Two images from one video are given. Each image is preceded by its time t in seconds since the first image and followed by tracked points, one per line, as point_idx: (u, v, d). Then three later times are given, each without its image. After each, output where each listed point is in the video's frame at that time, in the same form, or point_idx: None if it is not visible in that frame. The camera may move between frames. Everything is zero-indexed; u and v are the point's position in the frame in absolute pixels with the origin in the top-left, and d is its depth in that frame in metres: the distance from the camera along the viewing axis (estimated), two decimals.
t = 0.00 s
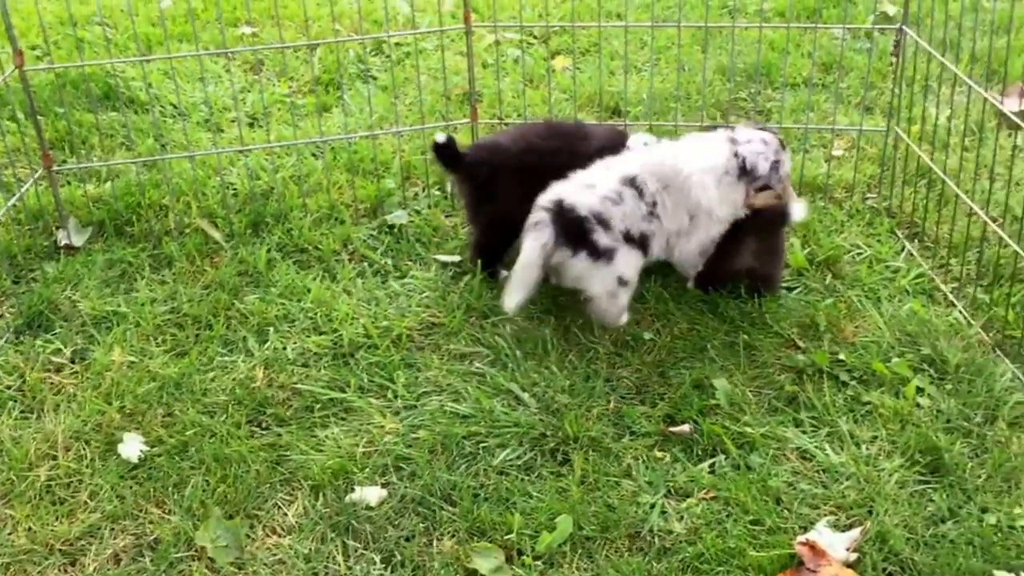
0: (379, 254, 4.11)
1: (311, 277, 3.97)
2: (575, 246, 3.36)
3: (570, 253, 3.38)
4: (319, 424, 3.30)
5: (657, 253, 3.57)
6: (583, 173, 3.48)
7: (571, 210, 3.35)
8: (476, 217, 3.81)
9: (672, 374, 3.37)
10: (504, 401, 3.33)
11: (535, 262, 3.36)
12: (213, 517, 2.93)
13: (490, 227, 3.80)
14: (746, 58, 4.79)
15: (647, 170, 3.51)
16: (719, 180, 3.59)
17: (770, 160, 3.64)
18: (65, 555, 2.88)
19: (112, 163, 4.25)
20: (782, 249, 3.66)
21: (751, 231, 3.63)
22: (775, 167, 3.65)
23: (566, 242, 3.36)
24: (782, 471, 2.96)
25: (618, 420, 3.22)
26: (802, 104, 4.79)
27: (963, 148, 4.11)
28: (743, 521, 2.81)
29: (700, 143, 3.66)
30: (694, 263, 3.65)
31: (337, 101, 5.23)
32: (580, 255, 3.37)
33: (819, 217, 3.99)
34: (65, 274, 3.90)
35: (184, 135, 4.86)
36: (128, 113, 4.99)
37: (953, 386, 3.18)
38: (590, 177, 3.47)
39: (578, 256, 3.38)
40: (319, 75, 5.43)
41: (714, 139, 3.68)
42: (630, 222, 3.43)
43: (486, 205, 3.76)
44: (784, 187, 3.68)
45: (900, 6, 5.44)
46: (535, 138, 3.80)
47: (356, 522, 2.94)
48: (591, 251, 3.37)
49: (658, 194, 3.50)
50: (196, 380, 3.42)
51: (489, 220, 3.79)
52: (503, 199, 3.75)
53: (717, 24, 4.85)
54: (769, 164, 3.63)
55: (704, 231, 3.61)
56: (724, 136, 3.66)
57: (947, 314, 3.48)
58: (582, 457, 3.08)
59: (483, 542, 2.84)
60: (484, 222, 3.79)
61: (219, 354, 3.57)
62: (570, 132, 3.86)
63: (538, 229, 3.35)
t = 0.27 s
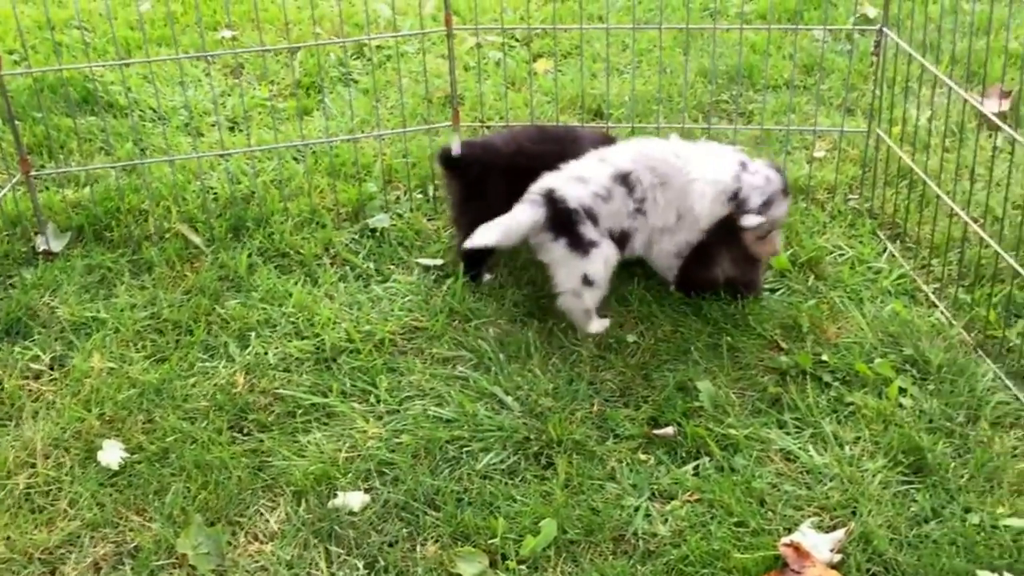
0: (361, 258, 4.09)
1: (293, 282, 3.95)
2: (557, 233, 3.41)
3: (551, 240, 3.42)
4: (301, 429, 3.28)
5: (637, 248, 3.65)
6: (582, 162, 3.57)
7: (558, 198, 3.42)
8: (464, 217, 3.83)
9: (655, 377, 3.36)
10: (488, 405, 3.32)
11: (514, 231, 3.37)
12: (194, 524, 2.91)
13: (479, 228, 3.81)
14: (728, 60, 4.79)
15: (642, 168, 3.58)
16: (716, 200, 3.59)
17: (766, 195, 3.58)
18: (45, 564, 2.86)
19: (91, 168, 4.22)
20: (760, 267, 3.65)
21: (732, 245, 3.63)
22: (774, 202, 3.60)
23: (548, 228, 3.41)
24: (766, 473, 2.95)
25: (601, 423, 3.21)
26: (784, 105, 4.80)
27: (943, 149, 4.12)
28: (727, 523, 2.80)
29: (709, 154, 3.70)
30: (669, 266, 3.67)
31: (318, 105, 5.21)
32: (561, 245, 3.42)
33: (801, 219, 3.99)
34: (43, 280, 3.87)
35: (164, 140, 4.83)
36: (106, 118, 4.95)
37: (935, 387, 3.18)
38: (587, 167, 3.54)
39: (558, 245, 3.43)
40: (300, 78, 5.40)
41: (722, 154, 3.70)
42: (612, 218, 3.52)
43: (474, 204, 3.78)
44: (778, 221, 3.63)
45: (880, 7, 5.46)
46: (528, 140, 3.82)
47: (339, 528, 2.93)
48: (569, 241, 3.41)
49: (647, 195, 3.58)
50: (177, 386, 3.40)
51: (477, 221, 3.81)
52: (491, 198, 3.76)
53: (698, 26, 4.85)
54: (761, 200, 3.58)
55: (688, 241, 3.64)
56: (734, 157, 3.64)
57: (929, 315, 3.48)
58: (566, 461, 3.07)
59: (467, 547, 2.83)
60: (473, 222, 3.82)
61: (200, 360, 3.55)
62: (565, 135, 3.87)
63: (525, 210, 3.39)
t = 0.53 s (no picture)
0: (343, 261, 4.07)
1: (275, 286, 3.93)
2: (510, 214, 3.59)
3: (507, 221, 3.61)
4: (284, 433, 3.28)
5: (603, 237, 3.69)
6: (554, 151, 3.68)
7: (516, 182, 3.59)
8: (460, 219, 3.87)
9: (639, 379, 3.36)
10: (472, 408, 3.32)
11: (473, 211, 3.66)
12: (176, 530, 2.90)
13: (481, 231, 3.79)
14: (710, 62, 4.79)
15: (604, 159, 3.61)
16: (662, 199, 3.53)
17: (703, 202, 3.45)
18: (24, 572, 2.85)
19: (70, 172, 4.19)
20: (716, 270, 3.60)
21: (686, 250, 3.60)
22: (716, 211, 3.46)
23: (504, 211, 3.60)
24: (750, 474, 2.93)
25: (585, 425, 3.20)
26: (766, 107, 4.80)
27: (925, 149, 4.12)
28: (711, 525, 2.79)
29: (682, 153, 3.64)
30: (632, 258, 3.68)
31: (300, 107, 5.19)
32: (512, 227, 3.61)
33: (784, 220, 3.99)
34: (22, 285, 3.83)
35: (144, 143, 4.80)
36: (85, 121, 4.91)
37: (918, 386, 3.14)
38: (555, 154, 3.65)
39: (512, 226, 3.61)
40: (282, 81, 5.38)
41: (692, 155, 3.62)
42: (568, 204, 3.60)
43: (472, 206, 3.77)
44: (723, 229, 3.50)
45: (861, 8, 5.47)
46: (518, 139, 3.81)
47: (322, 533, 2.93)
48: (521, 222, 3.59)
49: (605, 185, 3.60)
50: (158, 392, 3.39)
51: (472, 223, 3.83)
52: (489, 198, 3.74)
53: (680, 28, 4.85)
54: (698, 207, 3.45)
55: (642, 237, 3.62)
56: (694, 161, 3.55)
57: (912, 314, 3.46)
58: (550, 464, 3.06)
59: (451, 551, 2.82)
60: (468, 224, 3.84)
61: (181, 364, 3.53)
62: (558, 134, 3.86)
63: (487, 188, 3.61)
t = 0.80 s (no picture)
0: (327, 264, 4.05)
1: (259, 289, 3.91)
2: (495, 207, 3.66)
3: (492, 212, 3.67)
4: (267, 438, 3.27)
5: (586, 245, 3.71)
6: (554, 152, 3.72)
7: (506, 177, 3.66)
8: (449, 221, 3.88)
9: (624, 381, 3.35)
10: (456, 411, 3.31)
11: (461, 195, 3.70)
12: (158, 536, 2.89)
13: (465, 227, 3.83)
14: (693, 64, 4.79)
15: (596, 166, 3.63)
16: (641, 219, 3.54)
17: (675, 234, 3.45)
18: None
19: (50, 175, 4.16)
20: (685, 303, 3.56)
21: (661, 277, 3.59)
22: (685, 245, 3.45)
23: (490, 202, 3.67)
24: (735, 475, 2.92)
25: (570, 428, 3.19)
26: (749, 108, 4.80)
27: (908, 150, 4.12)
28: (697, 527, 2.78)
29: (675, 174, 3.61)
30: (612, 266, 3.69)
31: (283, 110, 5.16)
32: (494, 220, 3.67)
33: (768, 222, 3.99)
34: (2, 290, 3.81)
35: (125, 146, 4.77)
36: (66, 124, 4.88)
37: (901, 387, 3.13)
38: (552, 155, 3.69)
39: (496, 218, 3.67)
40: (264, 83, 5.36)
41: (683, 178, 3.59)
42: (553, 207, 3.64)
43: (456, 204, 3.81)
44: (689, 263, 3.48)
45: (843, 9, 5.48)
46: (508, 141, 3.84)
47: (306, 538, 2.91)
48: (504, 218, 3.65)
49: (591, 194, 3.62)
50: (139, 396, 3.37)
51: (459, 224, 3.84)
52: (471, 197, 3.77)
53: (663, 29, 4.85)
54: (668, 238, 3.45)
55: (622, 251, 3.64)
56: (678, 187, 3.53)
57: (895, 315, 3.45)
58: (535, 466, 3.05)
59: (437, 555, 2.82)
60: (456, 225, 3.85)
61: (163, 368, 3.51)
62: (550, 137, 3.88)
63: (480, 173, 3.69)
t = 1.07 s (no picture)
0: (311, 266, 4.04)
1: (242, 292, 3.89)
2: (494, 202, 3.61)
3: (488, 206, 3.63)
4: (252, 441, 3.26)
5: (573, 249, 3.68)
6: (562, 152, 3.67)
7: (511, 173, 3.60)
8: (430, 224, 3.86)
9: (610, 383, 3.35)
10: (442, 414, 3.30)
11: (464, 183, 3.63)
12: (142, 541, 2.87)
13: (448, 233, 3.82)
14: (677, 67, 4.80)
15: (602, 175, 3.59)
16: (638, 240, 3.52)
17: (667, 268, 3.44)
18: None
19: (32, 178, 4.14)
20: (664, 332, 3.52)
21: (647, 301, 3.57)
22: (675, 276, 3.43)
23: (490, 196, 3.61)
24: (722, 477, 2.92)
25: (556, 430, 3.18)
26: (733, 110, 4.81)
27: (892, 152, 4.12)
28: (683, 529, 2.78)
29: (677, 203, 3.59)
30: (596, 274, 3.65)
31: (266, 112, 5.14)
32: (489, 216, 3.64)
33: (753, 223, 4.00)
34: None
35: (108, 148, 4.74)
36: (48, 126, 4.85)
37: (886, 388, 3.13)
38: (560, 156, 3.64)
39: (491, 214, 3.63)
40: (248, 85, 5.34)
41: (684, 208, 3.57)
42: (551, 207, 3.60)
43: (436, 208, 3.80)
44: (677, 294, 3.45)
45: (827, 11, 5.50)
46: (485, 142, 3.81)
47: (291, 542, 2.89)
48: (502, 215, 3.61)
49: (591, 202, 3.58)
50: (123, 400, 3.36)
51: (440, 225, 3.81)
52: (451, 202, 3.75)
53: (647, 32, 4.85)
54: (660, 271, 3.44)
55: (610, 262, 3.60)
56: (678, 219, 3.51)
57: (880, 316, 3.45)
58: (521, 469, 3.04)
59: (422, 559, 2.80)
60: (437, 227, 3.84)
61: (146, 372, 3.50)
62: (529, 136, 3.86)
63: (482, 167, 3.62)
